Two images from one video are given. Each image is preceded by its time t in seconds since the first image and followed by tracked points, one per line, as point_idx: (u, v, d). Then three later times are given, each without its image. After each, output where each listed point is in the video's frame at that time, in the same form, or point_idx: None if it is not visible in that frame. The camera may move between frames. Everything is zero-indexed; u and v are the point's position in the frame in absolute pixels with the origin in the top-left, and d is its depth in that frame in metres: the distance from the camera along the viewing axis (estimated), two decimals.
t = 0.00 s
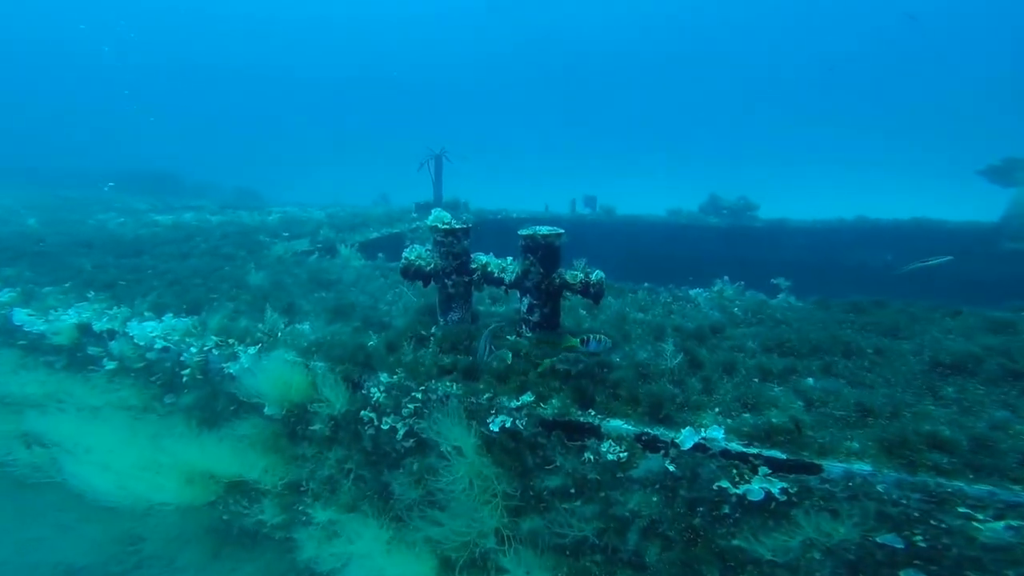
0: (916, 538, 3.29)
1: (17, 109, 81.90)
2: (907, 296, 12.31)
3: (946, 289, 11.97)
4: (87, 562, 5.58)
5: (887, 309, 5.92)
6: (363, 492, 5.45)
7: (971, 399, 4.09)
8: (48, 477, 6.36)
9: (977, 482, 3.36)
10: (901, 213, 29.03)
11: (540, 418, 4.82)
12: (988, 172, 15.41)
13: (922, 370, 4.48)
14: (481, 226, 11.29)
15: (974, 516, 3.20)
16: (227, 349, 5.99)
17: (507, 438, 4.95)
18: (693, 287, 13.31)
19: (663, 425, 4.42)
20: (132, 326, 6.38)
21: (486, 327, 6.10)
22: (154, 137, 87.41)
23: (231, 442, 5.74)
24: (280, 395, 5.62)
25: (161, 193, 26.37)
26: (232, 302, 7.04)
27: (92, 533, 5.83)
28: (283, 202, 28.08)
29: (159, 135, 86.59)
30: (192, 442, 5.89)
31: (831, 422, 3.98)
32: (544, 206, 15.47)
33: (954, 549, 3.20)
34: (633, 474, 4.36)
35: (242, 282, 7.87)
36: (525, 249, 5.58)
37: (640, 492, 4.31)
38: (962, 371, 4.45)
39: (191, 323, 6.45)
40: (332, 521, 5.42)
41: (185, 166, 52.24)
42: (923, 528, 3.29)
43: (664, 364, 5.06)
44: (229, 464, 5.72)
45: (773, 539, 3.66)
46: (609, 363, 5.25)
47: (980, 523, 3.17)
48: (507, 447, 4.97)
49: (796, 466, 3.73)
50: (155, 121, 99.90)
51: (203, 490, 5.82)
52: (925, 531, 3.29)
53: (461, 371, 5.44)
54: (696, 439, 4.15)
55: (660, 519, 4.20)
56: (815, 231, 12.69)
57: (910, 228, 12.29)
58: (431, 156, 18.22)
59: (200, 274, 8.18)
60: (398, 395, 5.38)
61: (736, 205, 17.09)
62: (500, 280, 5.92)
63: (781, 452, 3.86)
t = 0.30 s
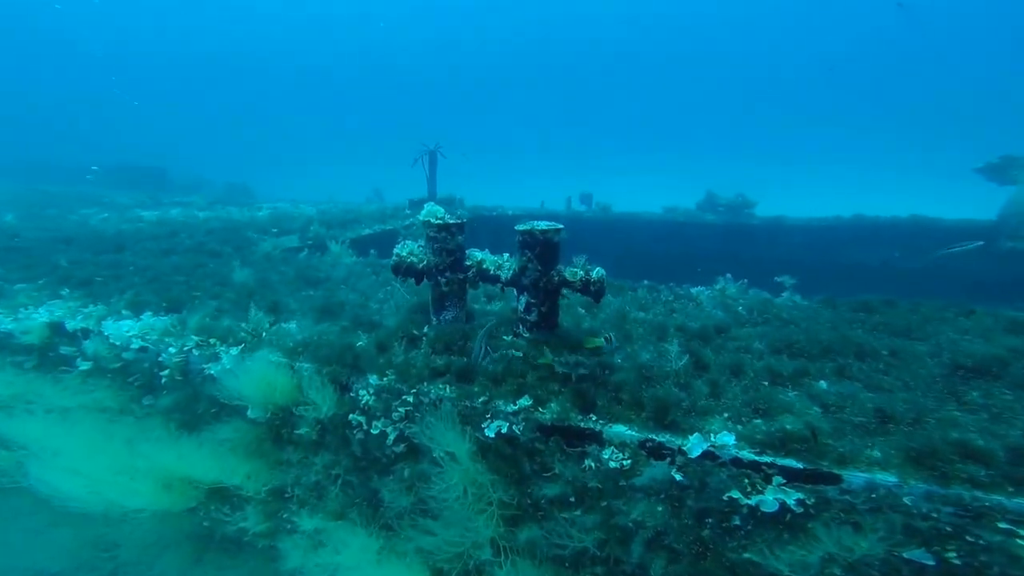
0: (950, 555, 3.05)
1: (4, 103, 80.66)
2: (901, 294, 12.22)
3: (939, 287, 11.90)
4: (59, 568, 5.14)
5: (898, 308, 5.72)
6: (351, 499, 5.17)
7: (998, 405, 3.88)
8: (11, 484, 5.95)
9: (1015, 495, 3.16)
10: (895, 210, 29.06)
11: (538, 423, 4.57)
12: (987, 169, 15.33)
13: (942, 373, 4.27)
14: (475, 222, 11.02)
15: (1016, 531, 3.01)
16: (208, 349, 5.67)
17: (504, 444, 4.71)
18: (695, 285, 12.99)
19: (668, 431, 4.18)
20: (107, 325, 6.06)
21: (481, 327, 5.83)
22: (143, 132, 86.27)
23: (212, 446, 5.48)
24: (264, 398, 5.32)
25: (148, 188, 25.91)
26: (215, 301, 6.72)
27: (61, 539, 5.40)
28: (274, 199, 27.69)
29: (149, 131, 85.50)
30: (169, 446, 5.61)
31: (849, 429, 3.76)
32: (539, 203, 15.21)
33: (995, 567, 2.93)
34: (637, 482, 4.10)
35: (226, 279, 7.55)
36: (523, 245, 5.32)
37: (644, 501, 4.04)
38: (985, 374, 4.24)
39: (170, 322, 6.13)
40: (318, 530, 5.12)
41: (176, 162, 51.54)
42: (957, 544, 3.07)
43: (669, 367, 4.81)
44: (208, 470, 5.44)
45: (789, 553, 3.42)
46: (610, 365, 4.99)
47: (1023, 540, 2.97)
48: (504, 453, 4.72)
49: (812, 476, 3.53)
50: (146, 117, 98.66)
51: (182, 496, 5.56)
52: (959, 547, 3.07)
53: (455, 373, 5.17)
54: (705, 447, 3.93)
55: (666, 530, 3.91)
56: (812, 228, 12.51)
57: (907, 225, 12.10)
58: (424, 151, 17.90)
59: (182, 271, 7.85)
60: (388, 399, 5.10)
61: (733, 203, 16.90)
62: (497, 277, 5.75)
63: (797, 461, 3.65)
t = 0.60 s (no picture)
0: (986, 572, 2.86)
1: None
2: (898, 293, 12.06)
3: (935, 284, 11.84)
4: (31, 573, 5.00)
5: (909, 308, 5.51)
6: (337, 507, 4.89)
7: None
8: None
9: None
10: (891, 209, 28.96)
11: (536, 428, 4.32)
12: (988, 168, 15.28)
13: (964, 377, 4.07)
14: (469, 219, 10.74)
15: None
16: (188, 349, 5.35)
17: (499, 450, 4.46)
18: (690, 282, 12.75)
19: (675, 438, 3.96)
20: (81, 322, 5.74)
21: (476, 326, 5.57)
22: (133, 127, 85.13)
23: (190, 449, 5.17)
24: (246, 400, 5.03)
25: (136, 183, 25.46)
26: (197, 298, 6.42)
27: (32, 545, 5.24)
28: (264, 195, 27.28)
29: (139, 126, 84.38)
30: (145, 450, 5.31)
31: (869, 437, 3.55)
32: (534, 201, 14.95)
33: None
34: (639, 491, 3.89)
35: (209, 275, 7.23)
36: (520, 241, 5.05)
37: (647, 512, 3.83)
38: (1010, 379, 4.03)
39: (149, 319, 5.81)
40: (302, 538, 4.89)
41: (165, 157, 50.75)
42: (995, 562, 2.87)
43: (673, 369, 4.57)
44: (187, 475, 5.17)
45: (807, 569, 3.21)
46: (612, 367, 4.76)
47: None
48: (500, 460, 4.47)
49: (830, 487, 3.32)
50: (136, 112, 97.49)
51: (159, 502, 5.27)
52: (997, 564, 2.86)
53: (448, 375, 4.90)
54: (713, 455, 3.71)
55: (671, 543, 3.68)
56: (809, 228, 12.32)
57: (904, 225, 11.89)
58: (418, 148, 17.56)
59: (164, 267, 7.53)
60: (378, 402, 4.83)
61: (729, 202, 16.70)
62: (492, 274, 5.48)
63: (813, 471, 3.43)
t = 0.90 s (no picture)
0: None
1: None
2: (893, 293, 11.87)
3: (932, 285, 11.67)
4: None
5: (919, 309, 5.34)
6: (322, 515, 4.64)
7: None
8: None
9: None
10: (882, 212, 29.03)
11: (534, 434, 4.09)
12: (986, 169, 15.39)
13: (985, 381, 3.89)
14: (463, 216, 10.49)
15: None
16: (166, 348, 5.04)
17: (494, 456, 4.23)
18: (685, 280, 12.53)
19: (681, 444, 3.73)
20: (51, 319, 5.42)
21: (470, 326, 5.30)
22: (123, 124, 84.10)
23: (167, 454, 4.90)
24: (227, 403, 4.75)
25: (122, 178, 24.99)
26: (178, 295, 6.12)
27: None
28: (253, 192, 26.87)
29: (130, 122, 83.35)
30: (118, 456, 5.02)
31: (890, 445, 3.35)
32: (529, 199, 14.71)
33: None
34: (642, 500, 3.69)
35: (191, 271, 6.92)
36: (518, 236, 4.82)
37: (651, 523, 3.64)
38: None
39: (125, 316, 5.49)
40: (285, 548, 4.64)
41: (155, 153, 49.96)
42: None
43: (678, 372, 4.34)
44: (162, 480, 4.90)
45: None
46: (613, 369, 4.53)
47: None
48: (496, 467, 4.24)
49: (848, 498, 3.11)
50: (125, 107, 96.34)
51: (133, 510, 5.00)
52: None
53: (441, 377, 4.66)
54: (722, 464, 3.48)
55: (676, 555, 3.50)
56: (805, 229, 12.16)
57: (902, 227, 11.72)
58: (412, 144, 17.27)
59: (144, 263, 7.21)
60: (367, 405, 4.57)
61: (724, 202, 16.56)
62: (488, 272, 5.17)
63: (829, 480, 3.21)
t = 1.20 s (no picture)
0: None
1: None
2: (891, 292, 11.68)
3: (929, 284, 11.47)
4: None
5: (929, 310, 5.17)
6: (307, 523, 4.40)
7: None
8: None
9: None
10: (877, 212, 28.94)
11: (531, 440, 3.89)
12: (983, 169, 15.40)
13: (1004, 385, 3.72)
14: (457, 214, 10.24)
15: None
16: (142, 347, 4.77)
17: (490, 462, 4.02)
18: (687, 280, 12.36)
19: (687, 451, 3.52)
20: (19, 316, 5.12)
21: (465, 325, 5.08)
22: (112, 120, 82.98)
23: (142, 459, 4.64)
24: (206, 405, 4.50)
25: (108, 174, 24.50)
26: (157, 292, 5.84)
27: None
28: (243, 189, 26.42)
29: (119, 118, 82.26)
30: (91, 461, 4.76)
31: (910, 453, 3.17)
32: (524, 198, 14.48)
33: None
34: (646, 510, 3.51)
35: (172, 267, 6.64)
36: (515, 232, 4.60)
37: (655, 534, 3.47)
38: None
39: (99, 313, 5.22)
40: (266, 558, 4.41)
41: (144, 149, 49.27)
42: None
43: (683, 374, 4.13)
44: (136, 486, 4.65)
45: None
46: (614, 371, 4.33)
47: None
48: (491, 474, 4.03)
49: (867, 509, 2.94)
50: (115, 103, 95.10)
51: (105, 517, 4.75)
52: None
53: (434, 379, 4.44)
54: (732, 472, 3.28)
55: (680, 567, 3.34)
56: (800, 229, 12.01)
57: (899, 227, 11.54)
58: (404, 141, 16.97)
59: (123, 259, 6.92)
60: (355, 408, 4.34)
61: (720, 202, 16.37)
62: (483, 269, 4.92)
63: (848, 489, 3.02)
